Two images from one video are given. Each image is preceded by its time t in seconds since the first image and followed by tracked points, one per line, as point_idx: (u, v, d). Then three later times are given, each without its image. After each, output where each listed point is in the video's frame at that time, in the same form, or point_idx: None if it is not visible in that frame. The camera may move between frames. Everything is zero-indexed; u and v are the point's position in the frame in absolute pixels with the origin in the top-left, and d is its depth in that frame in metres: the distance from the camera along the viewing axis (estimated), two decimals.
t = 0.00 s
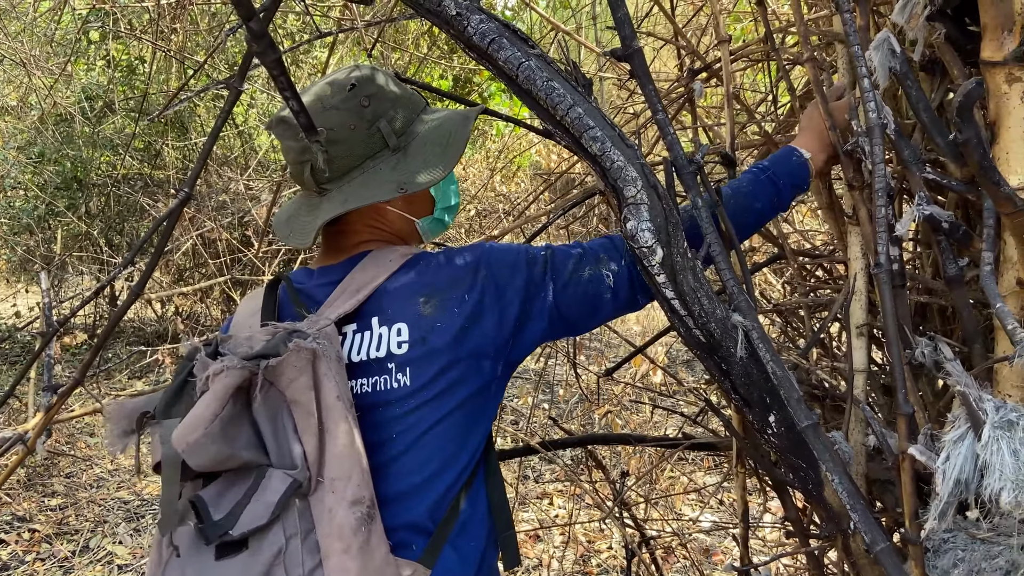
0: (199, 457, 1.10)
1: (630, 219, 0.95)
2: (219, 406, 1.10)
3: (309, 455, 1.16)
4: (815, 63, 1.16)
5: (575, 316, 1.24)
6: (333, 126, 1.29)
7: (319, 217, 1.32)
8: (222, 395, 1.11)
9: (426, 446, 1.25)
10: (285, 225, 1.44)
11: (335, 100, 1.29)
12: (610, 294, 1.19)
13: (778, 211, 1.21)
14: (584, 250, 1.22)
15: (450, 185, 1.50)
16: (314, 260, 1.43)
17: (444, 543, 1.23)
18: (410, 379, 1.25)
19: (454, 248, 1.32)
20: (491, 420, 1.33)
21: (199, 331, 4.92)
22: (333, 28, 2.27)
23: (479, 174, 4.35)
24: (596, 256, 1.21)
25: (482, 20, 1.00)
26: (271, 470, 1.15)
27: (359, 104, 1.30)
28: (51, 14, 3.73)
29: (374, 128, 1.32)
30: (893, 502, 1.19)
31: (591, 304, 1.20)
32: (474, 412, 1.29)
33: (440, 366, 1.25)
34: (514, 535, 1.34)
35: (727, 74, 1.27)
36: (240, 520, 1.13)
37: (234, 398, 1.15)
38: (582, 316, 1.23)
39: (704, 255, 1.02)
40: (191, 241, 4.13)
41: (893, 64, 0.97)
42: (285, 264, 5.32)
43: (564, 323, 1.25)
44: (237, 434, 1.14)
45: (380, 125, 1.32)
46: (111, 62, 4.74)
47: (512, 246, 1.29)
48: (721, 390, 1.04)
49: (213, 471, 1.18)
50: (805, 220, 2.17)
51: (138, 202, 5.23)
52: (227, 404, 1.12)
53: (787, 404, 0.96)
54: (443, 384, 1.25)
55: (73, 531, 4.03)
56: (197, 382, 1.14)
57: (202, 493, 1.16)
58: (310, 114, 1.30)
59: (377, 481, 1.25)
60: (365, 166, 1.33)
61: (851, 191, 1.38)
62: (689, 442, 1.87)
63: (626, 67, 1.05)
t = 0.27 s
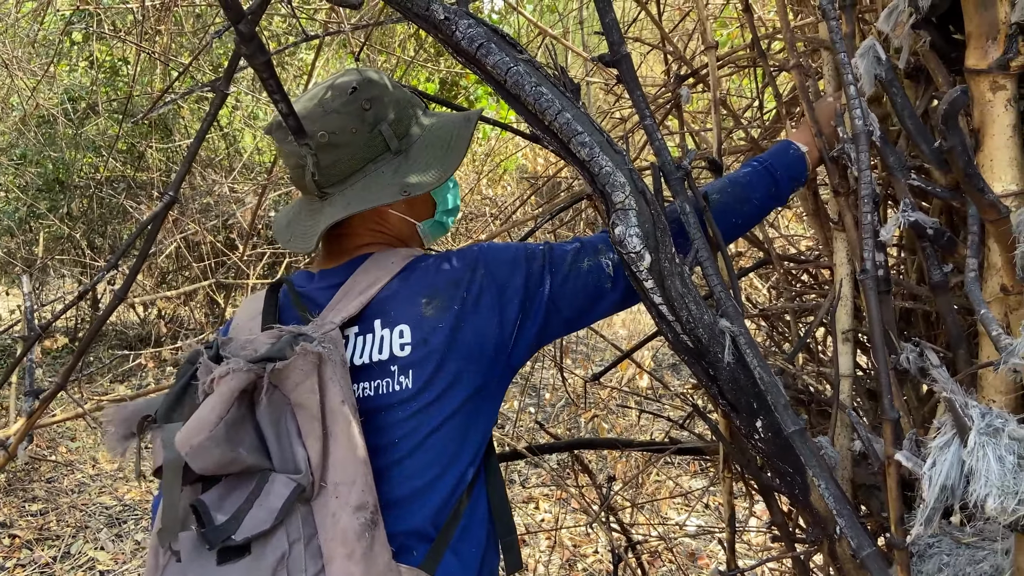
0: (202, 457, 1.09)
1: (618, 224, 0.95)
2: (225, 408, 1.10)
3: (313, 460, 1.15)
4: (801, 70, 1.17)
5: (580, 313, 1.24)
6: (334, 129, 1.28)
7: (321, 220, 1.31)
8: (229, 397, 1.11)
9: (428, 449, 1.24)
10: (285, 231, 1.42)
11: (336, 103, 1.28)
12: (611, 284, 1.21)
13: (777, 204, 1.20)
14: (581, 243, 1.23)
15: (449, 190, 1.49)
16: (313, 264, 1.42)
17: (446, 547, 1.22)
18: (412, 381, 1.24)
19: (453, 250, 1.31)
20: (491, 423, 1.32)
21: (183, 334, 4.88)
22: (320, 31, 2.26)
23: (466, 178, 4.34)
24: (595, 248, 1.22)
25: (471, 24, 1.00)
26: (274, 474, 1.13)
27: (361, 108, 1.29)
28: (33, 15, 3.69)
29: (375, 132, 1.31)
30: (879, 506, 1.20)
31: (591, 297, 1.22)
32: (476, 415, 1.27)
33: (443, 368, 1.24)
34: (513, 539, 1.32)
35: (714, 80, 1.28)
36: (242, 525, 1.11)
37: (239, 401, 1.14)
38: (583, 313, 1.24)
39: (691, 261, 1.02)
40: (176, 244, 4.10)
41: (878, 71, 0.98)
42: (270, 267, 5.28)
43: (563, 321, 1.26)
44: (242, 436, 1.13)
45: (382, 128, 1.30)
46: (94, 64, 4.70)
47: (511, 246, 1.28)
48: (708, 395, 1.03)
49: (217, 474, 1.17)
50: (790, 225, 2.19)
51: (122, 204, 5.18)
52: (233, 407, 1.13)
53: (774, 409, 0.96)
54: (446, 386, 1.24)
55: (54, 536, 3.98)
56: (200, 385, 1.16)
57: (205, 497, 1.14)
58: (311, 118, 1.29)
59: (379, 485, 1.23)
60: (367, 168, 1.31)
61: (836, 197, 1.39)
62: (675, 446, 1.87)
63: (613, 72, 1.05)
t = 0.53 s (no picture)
0: (199, 461, 1.08)
1: (605, 227, 0.95)
2: (222, 412, 1.09)
3: (310, 466, 1.14)
4: (787, 75, 1.17)
5: (583, 317, 1.23)
6: (335, 135, 1.27)
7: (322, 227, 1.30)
8: (226, 400, 1.10)
9: (428, 454, 1.23)
10: (287, 237, 1.41)
11: (336, 109, 1.27)
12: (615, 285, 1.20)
13: (779, 206, 1.18)
14: (582, 244, 1.23)
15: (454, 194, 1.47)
16: (316, 268, 1.42)
17: (445, 555, 1.22)
18: (414, 386, 1.24)
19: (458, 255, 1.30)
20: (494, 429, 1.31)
21: (169, 336, 4.84)
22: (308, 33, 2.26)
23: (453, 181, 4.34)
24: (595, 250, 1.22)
25: (459, 27, 1.00)
26: (271, 479, 1.13)
27: (360, 113, 1.28)
28: (17, 15, 3.66)
29: (376, 137, 1.29)
30: (864, 509, 1.20)
31: (588, 303, 1.22)
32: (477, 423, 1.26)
33: (444, 372, 1.23)
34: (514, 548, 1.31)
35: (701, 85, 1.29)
36: (239, 529, 1.11)
37: (238, 405, 1.13)
38: (586, 315, 1.23)
39: (678, 264, 1.03)
40: (162, 245, 4.07)
41: (863, 77, 0.99)
42: (257, 270, 5.26)
43: (565, 325, 1.24)
44: (239, 440, 1.12)
45: (382, 133, 1.29)
46: (80, 64, 4.66)
47: (515, 250, 1.27)
48: (694, 399, 1.03)
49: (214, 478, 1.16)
50: (776, 229, 2.20)
51: (107, 205, 5.13)
52: (231, 410, 1.11)
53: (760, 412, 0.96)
54: (447, 390, 1.23)
55: (37, 540, 3.94)
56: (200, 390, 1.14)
57: (202, 500, 1.14)
58: (311, 124, 1.28)
59: (378, 491, 1.24)
60: (368, 174, 1.30)
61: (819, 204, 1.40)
62: (662, 450, 1.87)
63: (601, 76, 1.05)
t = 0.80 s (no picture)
0: (219, 454, 1.08)
1: (596, 232, 0.95)
2: (242, 407, 1.10)
3: (327, 465, 1.15)
4: (777, 79, 1.18)
5: (584, 318, 1.23)
6: (341, 152, 1.26)
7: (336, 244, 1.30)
8: (247, 395, 1.11)
9: (443, 458, 1.23)
10: (297, 252, 1.41)
11: (341, 125, 1.26)
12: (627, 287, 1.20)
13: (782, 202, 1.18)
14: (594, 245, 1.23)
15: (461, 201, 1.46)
16: (326, 279, 1.41)
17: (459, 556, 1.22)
18: (431, 390, 1.23)
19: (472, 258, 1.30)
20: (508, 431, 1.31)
21: (157, 339, 4.81)
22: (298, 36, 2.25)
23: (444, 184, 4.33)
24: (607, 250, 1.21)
25: (450, 30, 1.00)
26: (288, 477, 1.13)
27: (365, 128, 1.26)
28: (5, 15, 3.63)
29: (382, 151, 1.28)
30: (852, 512, 1.21)
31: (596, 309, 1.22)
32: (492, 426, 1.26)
33: (460, 376, 1.23)
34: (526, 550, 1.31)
35: (692, 89, 1.29)
36: (256, 527, 1.10)
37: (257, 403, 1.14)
38: (593, 310, 1.22)
39: (669, 268, 1.03)
40: (151, 246, 4.04)
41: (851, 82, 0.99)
42: (246, 272, 5.23)
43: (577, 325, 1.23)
44: (258, 437, 1.13)
45: (388, 146, 1.28)
46: (68, 65, 4.63)
47: (528, 251, 1.26)
48: (684, 402, 1.03)
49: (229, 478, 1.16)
50: (766, 233, 2.21)
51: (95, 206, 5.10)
52: (251, 405, 1.12)
53: (750, 416, 0.96)
54: (463, 395, 1.22)
55: (23, 544, 3.90)
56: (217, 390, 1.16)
57: (217, 500, 1.13)
58: (316, 142, 1.27)
59: (395, 494, 1.24)
60: (377, 188, 1.30)
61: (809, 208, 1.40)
62: (652, 453, 1.88)
63: (592, 80, 1.05)
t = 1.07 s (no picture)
0: (264, 444, 1.07)
1: (588, 235, 0.95)
2: (285, 401, 1.10)
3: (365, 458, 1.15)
4: (769, 84, 1.18)
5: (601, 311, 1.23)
6: (360, 163, 1.25)
7: (359, 255, 1.28)
8: (290, 388, 1.11)
9: (474, 456, 1.21)
10: (316, 264, 1.39)
11: (358, 136, 1.25)
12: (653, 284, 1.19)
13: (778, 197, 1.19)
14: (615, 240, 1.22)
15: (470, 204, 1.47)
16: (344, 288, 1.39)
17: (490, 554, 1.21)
18: (462, 388, 1.23)
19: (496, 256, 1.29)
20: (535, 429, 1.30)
21: (148, 341, 4.79)
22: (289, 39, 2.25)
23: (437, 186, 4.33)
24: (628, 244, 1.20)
25: (443, 34, 1.00)
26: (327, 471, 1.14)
27: (381, 138, 1.26)
28: None
29: (400, 159, 1.28)
30: (842, 515, 1.21)
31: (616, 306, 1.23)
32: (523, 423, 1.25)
33: (490, 374, 1.22)
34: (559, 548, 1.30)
35: (684, 93, 1.30)
36: (297, 520, 1.10)
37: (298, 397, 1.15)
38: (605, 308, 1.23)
39: (660, 271, 1.03)
40: (141, 249, 4.02)
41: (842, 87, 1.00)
42: (238, 274, 5.21)
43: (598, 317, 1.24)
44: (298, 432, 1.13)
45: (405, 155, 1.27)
46: (59, 66, 4.61)
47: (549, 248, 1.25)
48: (675, 405, 1.04)
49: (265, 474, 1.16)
50: (757, 237, 2.21)
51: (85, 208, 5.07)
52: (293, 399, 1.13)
53: (740, 419, 0.97)
54: (492, 393, 1.22)
55: (12, 547, 3.87)
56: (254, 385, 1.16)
57: (254, 495, 1.14)
58: (334, 155, 1.26)
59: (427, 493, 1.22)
60: (397, 197, 1.29)
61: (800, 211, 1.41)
62: (644, 456, 1.88)
63: (584, 84, 1.06)
